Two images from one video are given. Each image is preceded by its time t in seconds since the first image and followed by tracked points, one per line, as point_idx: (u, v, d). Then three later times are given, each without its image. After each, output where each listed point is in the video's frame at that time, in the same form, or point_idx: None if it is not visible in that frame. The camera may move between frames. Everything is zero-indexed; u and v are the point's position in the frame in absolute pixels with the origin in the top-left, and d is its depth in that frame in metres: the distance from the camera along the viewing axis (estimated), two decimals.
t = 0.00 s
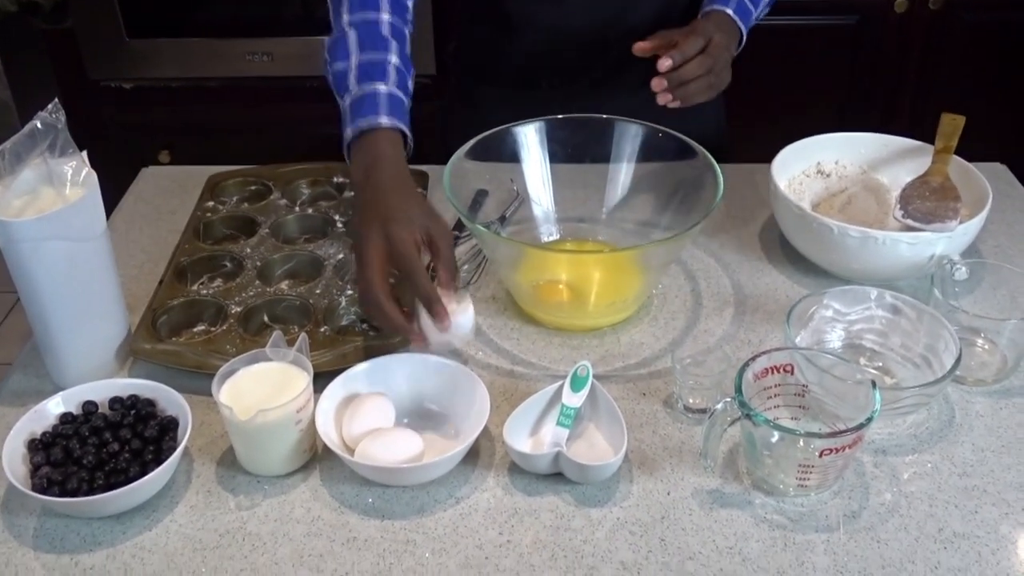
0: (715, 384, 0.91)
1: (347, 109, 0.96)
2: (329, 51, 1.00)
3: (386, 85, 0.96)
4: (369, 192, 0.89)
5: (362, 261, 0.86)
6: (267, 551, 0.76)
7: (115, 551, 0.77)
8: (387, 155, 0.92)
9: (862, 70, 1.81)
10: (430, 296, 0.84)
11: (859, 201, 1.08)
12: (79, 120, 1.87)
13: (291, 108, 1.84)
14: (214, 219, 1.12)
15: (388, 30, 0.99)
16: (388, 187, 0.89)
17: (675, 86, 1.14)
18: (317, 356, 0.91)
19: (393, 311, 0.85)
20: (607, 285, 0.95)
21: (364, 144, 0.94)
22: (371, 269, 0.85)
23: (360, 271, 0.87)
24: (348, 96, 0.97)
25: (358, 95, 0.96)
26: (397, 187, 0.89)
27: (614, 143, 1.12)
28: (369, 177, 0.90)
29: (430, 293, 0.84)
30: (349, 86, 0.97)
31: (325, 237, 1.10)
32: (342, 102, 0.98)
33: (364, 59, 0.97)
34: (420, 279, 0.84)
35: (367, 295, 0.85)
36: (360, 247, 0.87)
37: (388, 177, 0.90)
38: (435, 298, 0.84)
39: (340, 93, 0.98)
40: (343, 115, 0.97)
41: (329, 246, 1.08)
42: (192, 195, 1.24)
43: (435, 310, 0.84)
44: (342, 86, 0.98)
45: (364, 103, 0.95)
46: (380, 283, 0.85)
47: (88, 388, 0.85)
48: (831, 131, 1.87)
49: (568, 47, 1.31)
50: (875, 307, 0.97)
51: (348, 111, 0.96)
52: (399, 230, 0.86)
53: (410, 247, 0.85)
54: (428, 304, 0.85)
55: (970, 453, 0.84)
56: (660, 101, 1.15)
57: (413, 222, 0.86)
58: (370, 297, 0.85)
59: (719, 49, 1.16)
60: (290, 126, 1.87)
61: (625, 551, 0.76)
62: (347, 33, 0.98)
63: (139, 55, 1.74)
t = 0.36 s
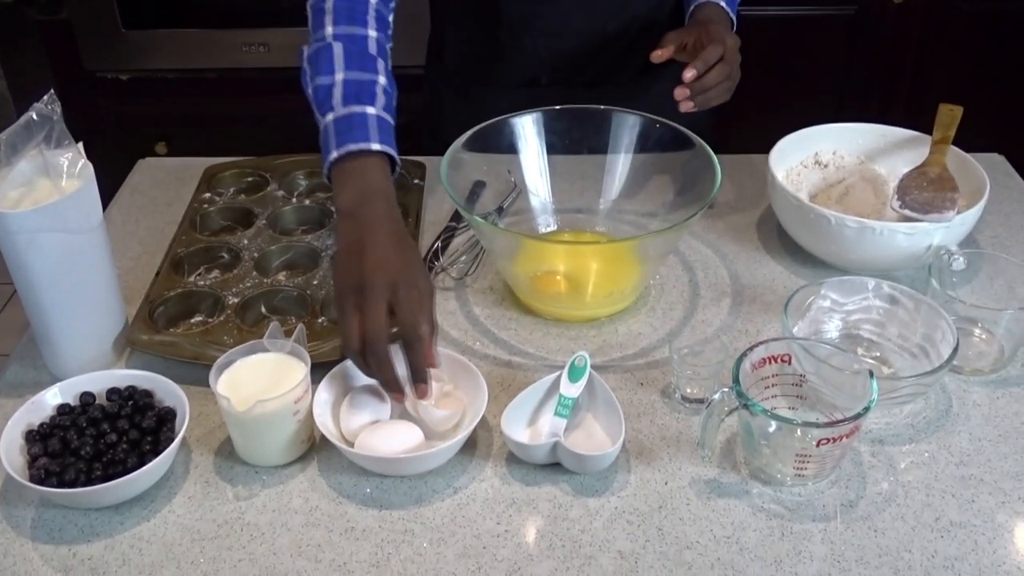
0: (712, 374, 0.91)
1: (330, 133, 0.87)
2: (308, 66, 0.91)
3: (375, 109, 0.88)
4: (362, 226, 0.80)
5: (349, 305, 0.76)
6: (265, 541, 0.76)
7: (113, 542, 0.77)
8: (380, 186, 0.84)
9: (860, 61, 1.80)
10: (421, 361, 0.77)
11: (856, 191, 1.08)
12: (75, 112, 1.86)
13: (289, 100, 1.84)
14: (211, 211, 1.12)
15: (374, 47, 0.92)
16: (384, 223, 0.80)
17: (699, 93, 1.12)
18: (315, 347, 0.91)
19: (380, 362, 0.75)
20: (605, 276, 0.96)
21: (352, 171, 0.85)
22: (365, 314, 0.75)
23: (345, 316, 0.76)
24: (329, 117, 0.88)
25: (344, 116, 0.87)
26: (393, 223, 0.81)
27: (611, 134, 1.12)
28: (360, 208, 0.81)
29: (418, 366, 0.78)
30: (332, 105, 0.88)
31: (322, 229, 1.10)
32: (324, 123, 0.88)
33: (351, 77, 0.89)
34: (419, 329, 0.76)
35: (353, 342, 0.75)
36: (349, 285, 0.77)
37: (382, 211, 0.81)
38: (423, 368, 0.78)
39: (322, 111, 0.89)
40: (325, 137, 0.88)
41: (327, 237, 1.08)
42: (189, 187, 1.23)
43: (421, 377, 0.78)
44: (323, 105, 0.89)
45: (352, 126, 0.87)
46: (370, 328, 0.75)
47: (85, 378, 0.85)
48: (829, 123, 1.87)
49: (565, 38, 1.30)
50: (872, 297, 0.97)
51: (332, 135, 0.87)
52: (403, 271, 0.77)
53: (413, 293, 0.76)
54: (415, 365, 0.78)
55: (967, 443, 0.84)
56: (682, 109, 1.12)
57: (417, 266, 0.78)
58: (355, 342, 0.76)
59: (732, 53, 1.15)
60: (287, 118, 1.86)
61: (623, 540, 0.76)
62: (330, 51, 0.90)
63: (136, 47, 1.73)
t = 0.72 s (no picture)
0: (710, 363, 0.91)
1: (324, 152, 0.84)
2: (303, 80, 0.88)
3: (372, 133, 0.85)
4: (355, 264, 0.77)
5: (336, 352, 0.74)
6: (264, 531, 0.77)
7: (112, 532, 0.77)
8: (372, 217, 0.81)
9: (857, 51, 1.80)
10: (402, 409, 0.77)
11: (853, 180, 1.09)
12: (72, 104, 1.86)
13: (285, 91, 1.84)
14: (208, 201, 1.12)
15: (372, 62, 0.90)
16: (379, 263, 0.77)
17: (693, 75, 1.12)
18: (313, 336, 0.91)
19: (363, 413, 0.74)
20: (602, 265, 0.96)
21: (344, 196, 0.82)
22: (352, 364, 0.73)
23: (331, 363, 0.74)
24: (324, 135, 0.84)
25: (340, 135, 0.84)
26: (386, 263, 0.78)
27: (608, 124, 1.12)
28: (353, 241, 0.78)
29: (399, 413, 0.77)
30: (327, 122, 0.85)
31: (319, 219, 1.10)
32: (316, 141, 0.85)
33: (348, 94, 0.86)
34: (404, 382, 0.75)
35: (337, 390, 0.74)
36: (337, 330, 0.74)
37: (376, 248, 0.78)
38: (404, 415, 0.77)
39: (315, 127, 0.86)
40: (318, 154, 0.84)
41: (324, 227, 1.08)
42: (186, 177, 1.23)
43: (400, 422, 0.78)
44: (317, 122, 0.86)
45: (349, 146, 0.84)
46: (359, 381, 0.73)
47: (83, 369, 0.85)
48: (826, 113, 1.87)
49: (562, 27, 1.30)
50: (869, 287, 0.97)
51: (325, 155, 0.83)
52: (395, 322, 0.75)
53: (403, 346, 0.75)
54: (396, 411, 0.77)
55: (963, 431, 0.85)
56: (678, 93, 1.12)
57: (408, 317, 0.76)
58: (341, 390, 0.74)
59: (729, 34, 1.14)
60: (284, 109, 1.86)
61: (621, 529, 0.76)
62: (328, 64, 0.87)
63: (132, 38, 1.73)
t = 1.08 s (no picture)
0: (707, 357, 0.92)
1: (308, 135, 0.85)
2: (290, 72, 0.90)
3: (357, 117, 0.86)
4: (349, 233, 0.76)
5: (332, 317, 0.72)
6: (263, 525, 0.77)
7: (111, 526, 0.77)
8: (364, 195, 0.81)
9: (855, 46, 1.80)
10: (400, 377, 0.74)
11: (850, 175, 1.09)
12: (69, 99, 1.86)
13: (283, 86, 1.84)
14: (206, 196, 1.12)
15: (357, 51, 0.92)
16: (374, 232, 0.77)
17: (626, 27, 1.16)
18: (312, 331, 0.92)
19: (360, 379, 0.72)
20: (600, 260, 0.96)
21: (336, 177, 0.82)
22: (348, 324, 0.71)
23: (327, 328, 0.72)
24: (308, 120, 0.86)
25: (325, 119, 0.85)
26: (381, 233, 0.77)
27: (606, 119, 1.12)
28: (346, 219, 0.77)
29: (398, 379, 0.74)
30: (314, 109, 0.87)
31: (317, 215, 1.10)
32: (303, 128, 0.86)
33: (333, 80, 0.88)
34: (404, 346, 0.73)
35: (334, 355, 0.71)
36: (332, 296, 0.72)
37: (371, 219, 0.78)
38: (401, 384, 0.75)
39: (302, 114, 0.88)
40: (305, 139, 0.85)
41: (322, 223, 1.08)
42: (184, 172, 1.23)
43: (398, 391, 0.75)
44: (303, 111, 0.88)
45: (333, 130, 0.85)
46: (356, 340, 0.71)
47: (82, 364, 0.85)
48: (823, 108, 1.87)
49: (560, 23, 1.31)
50: (865, 281, 0.98)
51: (310, 136, 0.85)
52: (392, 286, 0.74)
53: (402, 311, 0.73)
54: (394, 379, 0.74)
55: (959, 425, 0.85)
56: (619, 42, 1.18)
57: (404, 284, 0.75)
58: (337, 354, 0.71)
59: None
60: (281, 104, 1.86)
61: (618, 523, 0.76)
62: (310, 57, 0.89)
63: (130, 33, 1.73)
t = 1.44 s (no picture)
0: (704, 355, 0.92)
1: None
2: None
3: None
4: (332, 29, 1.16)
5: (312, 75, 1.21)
6: (260, 523, 0.77)
7: (108, 524, 0.77)
8: None
9: (851, 44, 1.81)
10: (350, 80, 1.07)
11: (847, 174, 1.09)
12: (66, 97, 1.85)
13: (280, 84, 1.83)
14: (203, 194, 1.12)
15: None
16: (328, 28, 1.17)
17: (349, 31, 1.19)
18: (310, 329, 0.92)
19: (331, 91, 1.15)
20: (596, 258, 0.96)
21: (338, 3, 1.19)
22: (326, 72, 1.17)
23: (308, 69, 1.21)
24: None
25: None
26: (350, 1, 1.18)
27: (603, 117, 1.12)
28: None
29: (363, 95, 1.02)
30: None
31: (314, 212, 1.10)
32: None
33: None
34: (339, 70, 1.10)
35: (324, 79, 1.18)
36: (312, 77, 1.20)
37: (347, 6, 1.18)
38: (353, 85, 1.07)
39: None
40: None
41: (319, 221, 1.08)
42: (180, 170, 1.23)
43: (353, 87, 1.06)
44: None
45: None
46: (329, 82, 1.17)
47: (79, 362, 0.85)
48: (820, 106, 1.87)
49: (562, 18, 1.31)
50: (862, 279, 0.98)
51: None
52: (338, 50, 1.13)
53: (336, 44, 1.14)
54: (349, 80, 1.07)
55: (956, 423, 0.85)
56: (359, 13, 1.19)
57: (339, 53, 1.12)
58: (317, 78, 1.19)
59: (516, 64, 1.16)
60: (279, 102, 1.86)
61: (615, 520, 0.76)
62: None
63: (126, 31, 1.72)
